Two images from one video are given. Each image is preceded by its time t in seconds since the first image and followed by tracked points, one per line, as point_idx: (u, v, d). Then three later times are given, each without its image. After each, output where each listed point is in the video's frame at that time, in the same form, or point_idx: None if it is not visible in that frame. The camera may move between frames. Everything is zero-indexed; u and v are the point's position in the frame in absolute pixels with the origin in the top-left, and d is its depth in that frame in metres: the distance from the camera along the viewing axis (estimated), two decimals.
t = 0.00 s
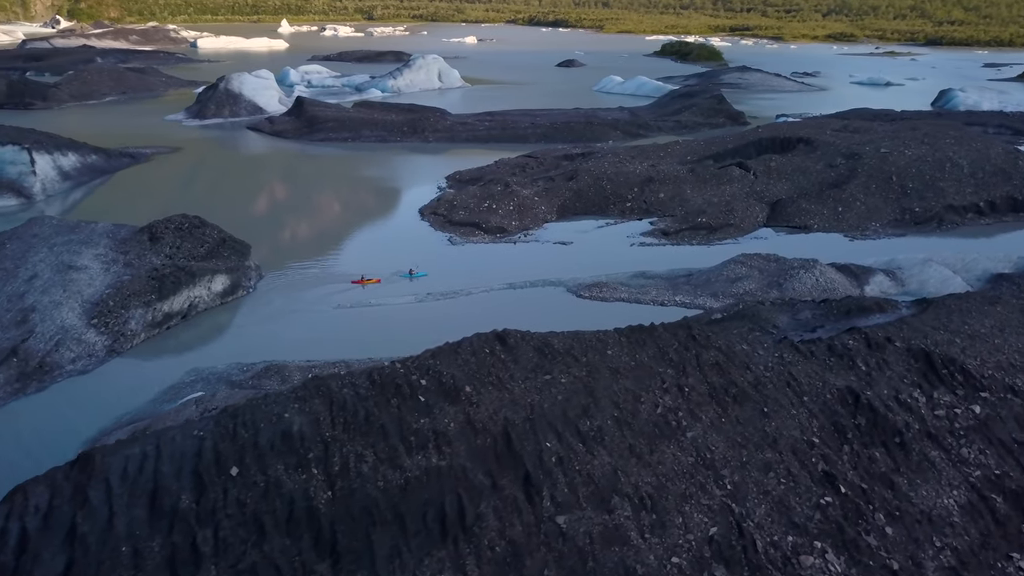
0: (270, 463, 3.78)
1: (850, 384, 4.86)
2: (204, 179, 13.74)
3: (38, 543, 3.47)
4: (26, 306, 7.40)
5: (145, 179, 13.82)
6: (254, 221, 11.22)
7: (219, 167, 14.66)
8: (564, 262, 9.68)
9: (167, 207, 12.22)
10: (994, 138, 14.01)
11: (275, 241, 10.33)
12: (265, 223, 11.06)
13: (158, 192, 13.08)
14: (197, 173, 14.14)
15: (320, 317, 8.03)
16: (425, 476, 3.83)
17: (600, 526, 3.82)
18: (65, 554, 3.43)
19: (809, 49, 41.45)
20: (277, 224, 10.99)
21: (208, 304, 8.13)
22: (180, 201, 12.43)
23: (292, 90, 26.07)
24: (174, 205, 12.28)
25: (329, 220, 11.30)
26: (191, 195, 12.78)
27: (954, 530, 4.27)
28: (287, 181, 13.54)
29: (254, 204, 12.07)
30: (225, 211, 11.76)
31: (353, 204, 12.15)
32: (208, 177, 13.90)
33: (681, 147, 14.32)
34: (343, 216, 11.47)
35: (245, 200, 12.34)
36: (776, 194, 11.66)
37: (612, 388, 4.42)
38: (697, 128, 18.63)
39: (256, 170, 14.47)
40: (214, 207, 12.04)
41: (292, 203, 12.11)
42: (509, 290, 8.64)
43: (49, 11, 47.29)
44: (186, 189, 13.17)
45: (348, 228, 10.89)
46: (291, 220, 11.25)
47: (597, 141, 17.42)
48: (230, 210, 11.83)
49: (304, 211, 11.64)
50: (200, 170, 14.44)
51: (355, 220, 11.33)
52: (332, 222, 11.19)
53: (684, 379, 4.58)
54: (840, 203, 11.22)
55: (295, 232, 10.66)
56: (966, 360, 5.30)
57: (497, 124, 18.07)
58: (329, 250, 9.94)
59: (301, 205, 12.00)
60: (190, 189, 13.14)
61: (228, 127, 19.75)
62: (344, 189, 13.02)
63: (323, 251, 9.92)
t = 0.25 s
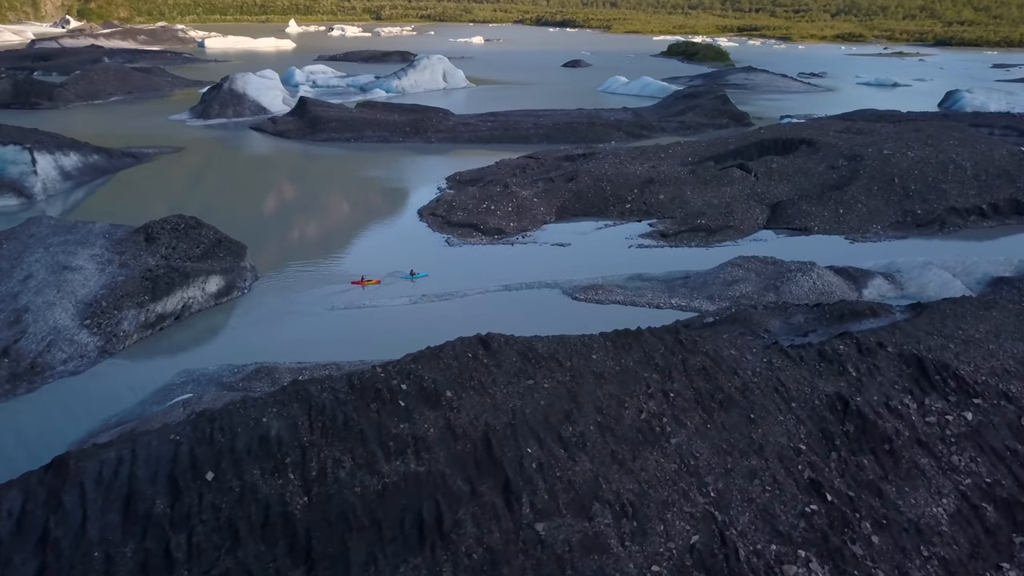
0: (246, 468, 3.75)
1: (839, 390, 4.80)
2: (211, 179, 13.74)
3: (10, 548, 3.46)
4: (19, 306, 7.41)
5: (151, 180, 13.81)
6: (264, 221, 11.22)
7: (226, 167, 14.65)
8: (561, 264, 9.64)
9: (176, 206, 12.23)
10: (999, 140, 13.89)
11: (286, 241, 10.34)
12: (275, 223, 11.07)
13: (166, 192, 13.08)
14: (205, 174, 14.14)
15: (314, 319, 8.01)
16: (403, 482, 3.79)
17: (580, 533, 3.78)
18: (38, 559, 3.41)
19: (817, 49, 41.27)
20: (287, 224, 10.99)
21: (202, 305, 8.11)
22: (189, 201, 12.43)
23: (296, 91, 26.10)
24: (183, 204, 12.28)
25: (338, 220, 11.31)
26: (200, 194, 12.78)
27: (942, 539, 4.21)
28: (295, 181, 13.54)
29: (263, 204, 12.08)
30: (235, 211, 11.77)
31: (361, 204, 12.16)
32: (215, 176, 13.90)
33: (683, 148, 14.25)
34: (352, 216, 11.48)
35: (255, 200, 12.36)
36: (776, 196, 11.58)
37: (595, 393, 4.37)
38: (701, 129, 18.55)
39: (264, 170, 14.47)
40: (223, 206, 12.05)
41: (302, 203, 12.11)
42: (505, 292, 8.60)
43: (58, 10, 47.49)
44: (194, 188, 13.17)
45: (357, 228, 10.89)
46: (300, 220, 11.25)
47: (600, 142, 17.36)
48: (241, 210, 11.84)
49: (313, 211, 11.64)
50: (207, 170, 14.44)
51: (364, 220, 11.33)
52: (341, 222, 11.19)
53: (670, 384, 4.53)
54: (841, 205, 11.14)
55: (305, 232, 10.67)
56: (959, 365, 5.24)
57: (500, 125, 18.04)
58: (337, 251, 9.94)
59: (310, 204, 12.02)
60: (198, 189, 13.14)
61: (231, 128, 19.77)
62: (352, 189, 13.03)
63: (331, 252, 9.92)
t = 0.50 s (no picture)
0: (221, 473, 3.72)
1: (827, 396, 4.74)
2: (218, 179, 13.73)
3: None
4: (12, 307, 7.43)
5: (157, 179, 13.81)
6: (271, 221, 11.20)
7: (231, 167, 14.64)
8: (557, 266, 9.58)
9: (184, 205, 12.22)
10: (1004, 141, 13.78)
11: (295, 241, 10.33)
12: (283, 222, 11.06)
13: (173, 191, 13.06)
14: (211, 173, 14.13)
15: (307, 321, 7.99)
16: (379, 488, 3.75)
17: (557, 541, 3.73)
18: (8, 564, 3.39)
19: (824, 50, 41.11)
20: (295, 224, 10.97)
21: (196, 306, 8.10)
22: (197, 200, 12.42)
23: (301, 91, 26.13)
24: (191, 203, 12.27)
25: (345, 220, 11.30)
26: (207, 194, 12.77)
27: (929, 549, 4.15)
28: (302, 180, 13.53)
29: (271, 204, 12.07)
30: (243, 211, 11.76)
31: (369, 203, 12.14)
32: (221, 176, 13.89)
33: (684, 149, 14.18)
34: (359, 216, 11.46)
35: (263, 199, 12.35)
36: (776, 198, 11.50)
37: (578, 398, 4.32)
38: (704, 130, 18.48)
39: (269, 169, 14.45)
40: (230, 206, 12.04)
41: (309, 202, 12.09)
42: (499, 294, 8.57)
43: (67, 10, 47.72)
44: (201, 188, 13.16)
45: (364, 229, 10.89)
46: (308, 219, 11.23)
47: (602, 143, 17.31)
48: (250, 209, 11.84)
49: (320, 211, 11.63)
50: (212, 169, 14.43)
51: (371, 219, 11.31)
52: (349, 222, 11.18)
53: (655, 390, 4.47)
54: (842, 207, 11.05)
55: (314, 232, 10.65)
56: (951, 371, 5.17)
57: (502, 125, 18.01)
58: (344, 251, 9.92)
59: (318, 204, 12.01)
60: (205, 188, 13.13)
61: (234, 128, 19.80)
62: (358, 188, 13.03)
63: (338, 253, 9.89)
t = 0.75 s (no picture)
0: (194, 479, 3.69)
1: (814, 403, 4.68)
2: (222, 179, 13.75)
3: None
4: (5, 309, 7.44)
5: (162, 180, 13.82)
6: (277, 221, 11.23)
7: (235, 167, 14.66)
8: (553, 268, 9.54)
9: (190, 205, 12.24)
10: (1008, 143, 13.66)
11: (303, 241, 10.36)
12: (289, 222, 11.10)
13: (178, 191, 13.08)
14: (215, 174, 14.15)
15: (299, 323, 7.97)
16: (354, 495, 3.71)
17: (533, 549, 3.68)
18: None
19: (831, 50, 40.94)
20: (302, 224, 11.00)
21: (188, 308, 8.09)
22: (203, 200, 12.45)
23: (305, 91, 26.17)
24: (197, 203, 12.30)
25: (351, 220, 11.34)
26: (212, 194, 12.79)
27: (915, 559, 4.08)
28: (307, 181, 13.56)
29: (278, 204, 12.10)
30: (249, 210, 11.79)
31: (374, 203, 12.17)
32: (225, 176, 13.91)
33: (684, 150, 14.11)
34: (365, 216, 11.50)
35: (270, 199, 12.39)
36: (776, 200, 11.42)
37: (559, 405, 4.27)
38: (707, 131, 18.39)
39: (273, 170, 14.48)
40: (236, 205, 12.07)
41: (314, 202, 12.12)
42: (493, 296, 8.55)
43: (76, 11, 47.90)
44: (206, 188, 13.19)
45: (372, 229, 10.92)
46: (314, 219, 11.27)
47: (603, 144, 17.24)
48: (257, 208, 11.87)
49: (326, 211, 11.67)
50: (216, 170, 14.45)
51: (377, 220, 11.35)
52: (355, 222, 11.22)
53: (638, 396, 4.42)
54: (841, 209, 10.97)
55: (321, 232, 10.69)
56: (941, 377, 5.11)
57: (503, 126, 17.98)
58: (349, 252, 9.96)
59: (324, 204, 12.05)
60: (210, 188, 13.15)
61: (237, 128, 19.82)
62: (363, 189, 13.06)
63: (343, 253, 9.93)
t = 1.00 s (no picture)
0: (165, 485, 3.67)
1: (799, 409, 4.62)
2: (227, 179, 13.75)
3: None
4: None
5: (166, 180, 13.82)
6: (284, 220, 11.23)
7: (239, 168, 14.66)
8: (548, 270, 9.49)
9: (197, 204, 12.24)
10: (1011, 144, 13.53)
11: (311, 241, 10.37)
12: (297, 222, 11.11)
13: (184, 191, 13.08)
14: (220, 174, 14.15)
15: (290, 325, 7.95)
16: (325, 502, 3.67)
17: (507, 557, 3.63)
18: None
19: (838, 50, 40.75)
20: (308, 223, 11.00)
21: (180, 309, 8.07)
22: (210, 199, 12.46)
23: (309, 91, 26.20)
24: (203, 202, 12.30)
25: (357, 220, 11.34)
26: (218, 194, 12.80)
27: (897, 569, 4.02)
28: (312, 181, 13.56)
29: (285, 203, 12.10)
30: (257, 210, 11.79)
31: (380, 203, 12.18)
32: (229, 177, 13.91)
33: (684, 151, 14.04)
34: (371, 216, 11.51)
35: (277, 198, 12.40)
36: (775, 202, 11.34)
37: (538, 410, 4.23)
38: (710, 132, 18.30)
39: (278, 170, 14.49)
40: (243, 205, 12.07)
41: (321, 202, 12.13)
42: (486, 299, 8.51)
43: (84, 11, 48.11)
44: (212, 188, 13.19)
45: (380, 229, 10.96)
46: (320, 219, 11.28)
47: (605, 145, 17.18)
48: (265, 208, 11.88)
49: (332, 211, 11.68)
50: (221, 170, 14.45)
51: (383, 220, 11.36)
52: (363, 222, 11.23)
53: (618, 402, 4.37)
54: (841, 211, 10.88)
55: (329, 233, 10.70)
56: (931, 383, 5.04)
57: (505, 127, 17.94)
58: (355, 253, 9.97)
59: (330, 204, 12.06)
60: (216, 188, 13.15)
61: (239, 129, 19.85)
62: (368, 189, 13.07)
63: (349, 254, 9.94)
